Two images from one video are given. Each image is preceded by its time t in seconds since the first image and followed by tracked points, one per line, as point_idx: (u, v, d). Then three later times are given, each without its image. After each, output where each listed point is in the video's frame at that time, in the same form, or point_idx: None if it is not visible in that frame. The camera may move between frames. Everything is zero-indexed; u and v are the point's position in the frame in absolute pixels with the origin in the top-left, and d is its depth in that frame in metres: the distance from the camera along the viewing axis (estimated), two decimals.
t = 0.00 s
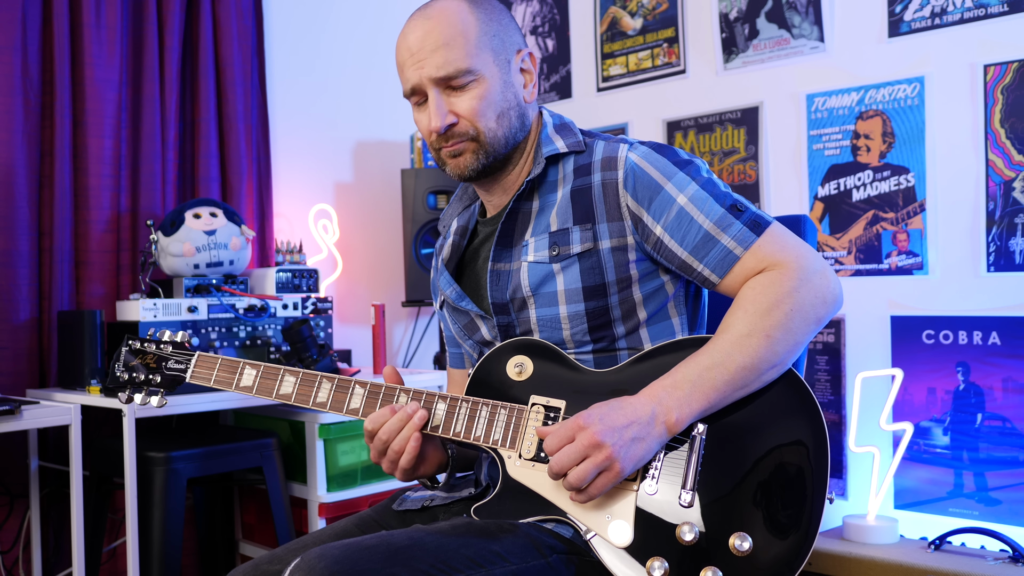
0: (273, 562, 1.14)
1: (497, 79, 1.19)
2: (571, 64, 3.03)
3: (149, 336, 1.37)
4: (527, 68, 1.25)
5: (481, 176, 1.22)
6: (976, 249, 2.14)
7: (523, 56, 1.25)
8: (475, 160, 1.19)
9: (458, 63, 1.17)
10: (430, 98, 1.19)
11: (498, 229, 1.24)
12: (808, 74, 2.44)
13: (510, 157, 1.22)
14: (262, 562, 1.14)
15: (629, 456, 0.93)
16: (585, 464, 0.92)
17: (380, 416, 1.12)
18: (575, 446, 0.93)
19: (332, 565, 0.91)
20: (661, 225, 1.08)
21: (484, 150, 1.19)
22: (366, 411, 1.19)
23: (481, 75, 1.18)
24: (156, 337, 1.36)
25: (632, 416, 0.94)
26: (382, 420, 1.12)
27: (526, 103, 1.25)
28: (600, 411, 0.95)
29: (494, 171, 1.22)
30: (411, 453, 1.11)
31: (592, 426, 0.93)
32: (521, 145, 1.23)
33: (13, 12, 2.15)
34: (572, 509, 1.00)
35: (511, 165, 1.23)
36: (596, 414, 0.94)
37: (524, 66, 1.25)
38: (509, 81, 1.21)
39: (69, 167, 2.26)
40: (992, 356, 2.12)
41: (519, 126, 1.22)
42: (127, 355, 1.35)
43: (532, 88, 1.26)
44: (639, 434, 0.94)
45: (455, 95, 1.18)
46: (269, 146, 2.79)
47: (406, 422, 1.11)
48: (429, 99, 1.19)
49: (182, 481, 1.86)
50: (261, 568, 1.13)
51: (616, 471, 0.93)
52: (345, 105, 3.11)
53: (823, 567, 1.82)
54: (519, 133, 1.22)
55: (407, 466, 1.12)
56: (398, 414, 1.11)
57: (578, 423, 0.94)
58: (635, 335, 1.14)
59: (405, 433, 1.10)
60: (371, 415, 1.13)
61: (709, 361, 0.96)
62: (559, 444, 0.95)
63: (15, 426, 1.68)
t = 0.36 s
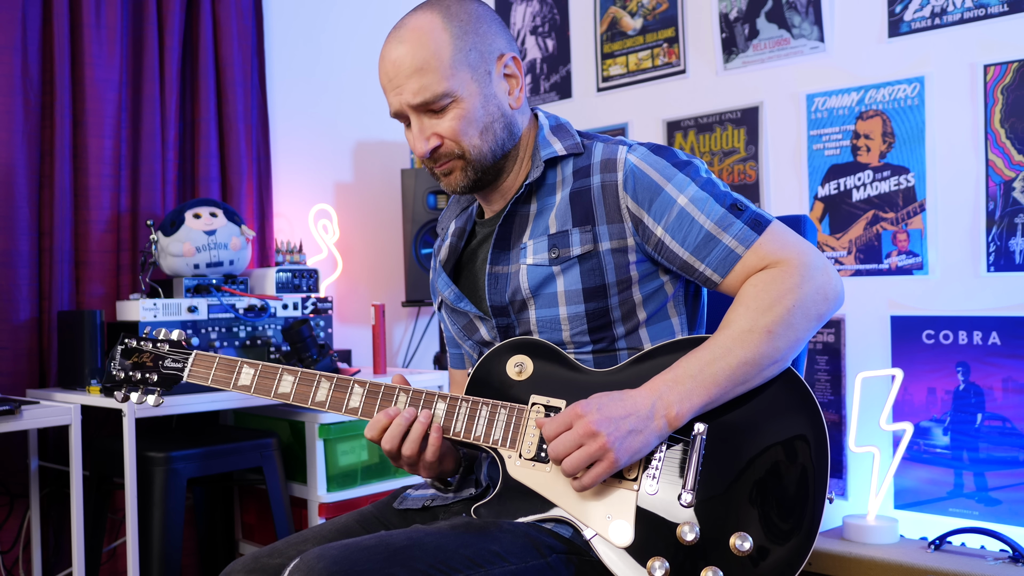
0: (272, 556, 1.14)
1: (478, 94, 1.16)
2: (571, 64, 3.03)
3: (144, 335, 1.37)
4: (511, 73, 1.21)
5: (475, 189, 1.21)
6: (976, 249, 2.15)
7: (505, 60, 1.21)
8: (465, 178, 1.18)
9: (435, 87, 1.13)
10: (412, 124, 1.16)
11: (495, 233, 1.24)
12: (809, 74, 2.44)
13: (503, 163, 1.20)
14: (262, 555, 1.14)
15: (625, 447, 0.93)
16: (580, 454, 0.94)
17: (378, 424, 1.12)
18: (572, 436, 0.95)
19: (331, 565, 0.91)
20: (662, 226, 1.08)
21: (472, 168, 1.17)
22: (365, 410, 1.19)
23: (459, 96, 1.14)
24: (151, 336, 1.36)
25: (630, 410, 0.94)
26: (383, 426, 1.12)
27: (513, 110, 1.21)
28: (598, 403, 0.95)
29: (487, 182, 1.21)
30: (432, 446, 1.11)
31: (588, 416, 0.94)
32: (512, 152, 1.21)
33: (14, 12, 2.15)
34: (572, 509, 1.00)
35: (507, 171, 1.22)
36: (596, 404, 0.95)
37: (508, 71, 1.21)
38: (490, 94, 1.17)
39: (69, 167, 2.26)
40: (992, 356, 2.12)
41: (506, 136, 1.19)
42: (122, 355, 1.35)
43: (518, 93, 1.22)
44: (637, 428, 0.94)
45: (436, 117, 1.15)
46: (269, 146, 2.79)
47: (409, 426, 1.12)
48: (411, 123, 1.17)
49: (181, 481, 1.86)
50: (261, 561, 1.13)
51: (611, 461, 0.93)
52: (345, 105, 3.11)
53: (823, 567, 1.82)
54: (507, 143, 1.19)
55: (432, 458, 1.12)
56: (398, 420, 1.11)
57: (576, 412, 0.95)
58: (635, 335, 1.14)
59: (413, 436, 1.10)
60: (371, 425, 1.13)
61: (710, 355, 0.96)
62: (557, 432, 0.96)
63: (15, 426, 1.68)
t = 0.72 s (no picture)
0: (273, 560, 1.14)
1: (479, 119, 1.14)
2: (570, 64, 3.03)
3: (143, 334, 1.37)
4: (506, 90, 1.19)
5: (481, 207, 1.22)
6: (976, 249, 2.15)
7: (500, 79, 1.18)
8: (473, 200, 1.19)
9: (436, 120, 1.11)
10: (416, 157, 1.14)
11: (496, 233, 1.23)
12: (809, 74, 2.44)
13: (509, 179, 1.20)
14: (263, 560, 1.14)
15: (628, 444, 0.93)
16: (584, 450, 0.94)
17: (385, 415, 1.13)
18: (576, 432, 0.95)
19: (332, 565, 0.91)
20: (664, 225, 1.08)
21: (479, 189, 1.17)
22: (366, 410, 1.19)
23: (460, 128, 1.13)
24: (150, 336, 1.36)
25: (634, 407, 0.94)
26: (388, 418, 1.12)
27: (511, 127, 1.20)
28: (602, 399, 0.95)
29: (494, 199, 1.21)
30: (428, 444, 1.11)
31: (592, 412, 0.94)
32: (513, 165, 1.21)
33: (14, 12, 2.15)
34: (573, 509, 1.00)
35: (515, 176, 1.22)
36: (599, 401, 0.95)
37: (504, 89, 1.19)
38: (489, 117, 1.15)
39: (69, 167, 2.26)
40: (992, 356, 2.12)
41: (508, 153, 1.19)
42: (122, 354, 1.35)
43: (514, 109, 1.20)
44: (639, 424, 0.94)
45: (439, 149, 1.14)
46: (269, 146, 2.79)
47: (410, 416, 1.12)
48: (414, 155, 1.15)
49: (182, 481, 1.86)
50: (261, 565, 1.13)
51: (613, 459, 0.93)
52: (344, 105, 3.11)
53: (823, 567, 1.82)
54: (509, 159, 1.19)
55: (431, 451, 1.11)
56: (400, 409, 1.12)
57: (580, 408, 0.95)
58: (637, 334, 1.14)
59: (411, 426, 1.10)
60: (377, 416, 1.13)
61: (712, 354, 0.96)
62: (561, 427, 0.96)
63: (15, 426, 1.68)
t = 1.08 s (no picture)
0: (273, 556, 1.14)
1: (439, 110, 1.16)
2: (570, 64, 3.03)
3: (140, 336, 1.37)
4: (484, 92, 1.18)
5: (444, 196, 1.24)
6: (976, 249, 2.15)
7: (479, 79, 1.17)
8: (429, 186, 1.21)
9: (399, 99, 1.16)
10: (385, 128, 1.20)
11: (495, 233, 1.24)
12: (808, 74, 2.44)
13: (472, 175, 1.21)
14: (262, 555, 1.15)
15: (628, 445, 0.93)
16: (583, 452, 0.93)
17: (385, 417, 1.12)
18: (576, 433, 0.94)
19: (332, 565, 0.91)
20: (663, 225, 1.08)
21: (433, 177, 1.20)
22: (365, 411, 1.19)
23: (420, 111, 1.16)
24: (147, 337, 1.36)
25: (636, 408, 0.94)
26: (388, 420, 1.12)
27: (478, 130, 1.18)
28: (604, 401, 0.95)
29: (455, 190, 1.23)
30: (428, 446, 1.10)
31: (592, 415, 0.93)
32: (478, 166, 1.20)
33: (14, 12, 2.15)
34: (573, 510, 1.00)
35: (492, 172, 1.22)
36: (599, 403, 0.95)
37: (481, 89, 1.17)
38: (453, 110, 1.16)
39: (69, 167, 2.26)
40: (992, 356, 2.12)
41: (468, 152, 1.18)
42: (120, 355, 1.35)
43: (488, 114, 1.18)
44: (640, 426, 0.94)
45: (400, 125, 1.18)
46: (269, 146, 2.79)
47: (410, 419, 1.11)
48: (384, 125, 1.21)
49: (182, 481, 1.86)
50: (261, 561, 1.13)
51: (613, 460, 0.93)
52: (345, 105, 3.11)
53: (823, 567, 1.82)
54: (470, 158, 1.19)
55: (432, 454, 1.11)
56: (400, 412, 1.11)
57: (581, 411, 0.95)
58: (636, 334, 1.15)
59: (412, 429, 1.10)
60: (377, 419, 1.13)
61: (710, 356, 0.96)
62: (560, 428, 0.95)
63: (15, 426, 1.68)
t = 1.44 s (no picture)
0: (273, 556, 1.14)
1: (426, 109, 1.20)
2: (570, 64, 3.03)
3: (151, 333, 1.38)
4: (470, 92, 1.19)
5: (439, 194, 1.28)
6: (976, 249, 2.15)
7: (466, 79, 1.18)
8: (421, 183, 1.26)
9: (391, 97, 1.22)
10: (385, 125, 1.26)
11: (495, 234, 1.24)
12: (808, 74, 2.44)
13: (462, 175, 1.23)
14: (263, 555, 1.15)
15: (663, 503, 0.80)
16: (632, 531, 0.78)
17: (388, 415, 1.13)
18: (606, 518, 0.79)
19: (332, 563, 0.91)
20: (656, 231, 1.07)
21: (423, 175, 1.24)
22: (367, 409, 1.19)
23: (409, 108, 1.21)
24: (157, 335, 1.37)
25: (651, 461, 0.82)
26: (392, 417, 1.13)
27: (463, 129, 1.19)
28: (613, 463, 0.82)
29: (447, 188, 1.26)
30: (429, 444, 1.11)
31: (619, 492, 0.79)
32: (469, 165, 1.22)
33: (14, 12, 2.15)
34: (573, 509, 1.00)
35: (488, 172, 1.24)
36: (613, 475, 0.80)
37: (467, 90, 1.19)
38: (439, 110, 1.19)
39: (69, 167, 2.26)
40: (992, 356, 2.12)
41: (454, 152, 1.20)
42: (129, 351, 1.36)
43: (472, 115, 1.18)
44: (665, 479, 0.82)
45: (394, 123, 1.24)
46: (269, 146, 2.79)
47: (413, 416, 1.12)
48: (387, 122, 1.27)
49: (182, 481, 1.86)
50: (261, 561, 1.13)
51: (659, 527, 0.79)
52: (344, 105, 3.11)
53: (823, 567, 1.82)
54: (456, 158, 1.21)
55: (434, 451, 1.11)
56: (403, 409, 1.12)
57: (599, 492, 0.79)
58: (633, 337, 1.14)
59: (414, 427, 1.10)
60: (380, 416, 1.14)
61: (719, 389, 0.89)
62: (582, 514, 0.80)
63: (15, 426, 1.68)
